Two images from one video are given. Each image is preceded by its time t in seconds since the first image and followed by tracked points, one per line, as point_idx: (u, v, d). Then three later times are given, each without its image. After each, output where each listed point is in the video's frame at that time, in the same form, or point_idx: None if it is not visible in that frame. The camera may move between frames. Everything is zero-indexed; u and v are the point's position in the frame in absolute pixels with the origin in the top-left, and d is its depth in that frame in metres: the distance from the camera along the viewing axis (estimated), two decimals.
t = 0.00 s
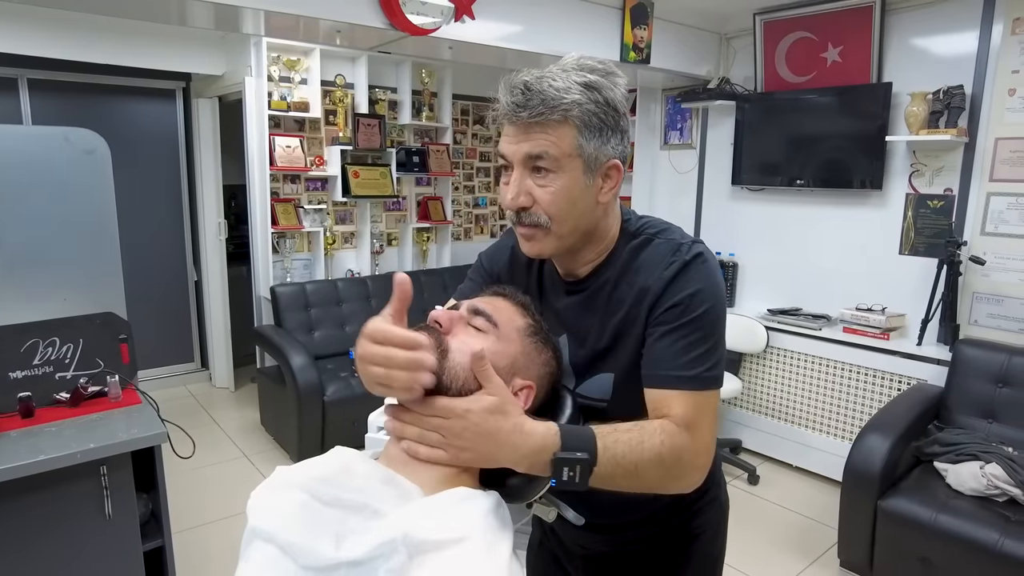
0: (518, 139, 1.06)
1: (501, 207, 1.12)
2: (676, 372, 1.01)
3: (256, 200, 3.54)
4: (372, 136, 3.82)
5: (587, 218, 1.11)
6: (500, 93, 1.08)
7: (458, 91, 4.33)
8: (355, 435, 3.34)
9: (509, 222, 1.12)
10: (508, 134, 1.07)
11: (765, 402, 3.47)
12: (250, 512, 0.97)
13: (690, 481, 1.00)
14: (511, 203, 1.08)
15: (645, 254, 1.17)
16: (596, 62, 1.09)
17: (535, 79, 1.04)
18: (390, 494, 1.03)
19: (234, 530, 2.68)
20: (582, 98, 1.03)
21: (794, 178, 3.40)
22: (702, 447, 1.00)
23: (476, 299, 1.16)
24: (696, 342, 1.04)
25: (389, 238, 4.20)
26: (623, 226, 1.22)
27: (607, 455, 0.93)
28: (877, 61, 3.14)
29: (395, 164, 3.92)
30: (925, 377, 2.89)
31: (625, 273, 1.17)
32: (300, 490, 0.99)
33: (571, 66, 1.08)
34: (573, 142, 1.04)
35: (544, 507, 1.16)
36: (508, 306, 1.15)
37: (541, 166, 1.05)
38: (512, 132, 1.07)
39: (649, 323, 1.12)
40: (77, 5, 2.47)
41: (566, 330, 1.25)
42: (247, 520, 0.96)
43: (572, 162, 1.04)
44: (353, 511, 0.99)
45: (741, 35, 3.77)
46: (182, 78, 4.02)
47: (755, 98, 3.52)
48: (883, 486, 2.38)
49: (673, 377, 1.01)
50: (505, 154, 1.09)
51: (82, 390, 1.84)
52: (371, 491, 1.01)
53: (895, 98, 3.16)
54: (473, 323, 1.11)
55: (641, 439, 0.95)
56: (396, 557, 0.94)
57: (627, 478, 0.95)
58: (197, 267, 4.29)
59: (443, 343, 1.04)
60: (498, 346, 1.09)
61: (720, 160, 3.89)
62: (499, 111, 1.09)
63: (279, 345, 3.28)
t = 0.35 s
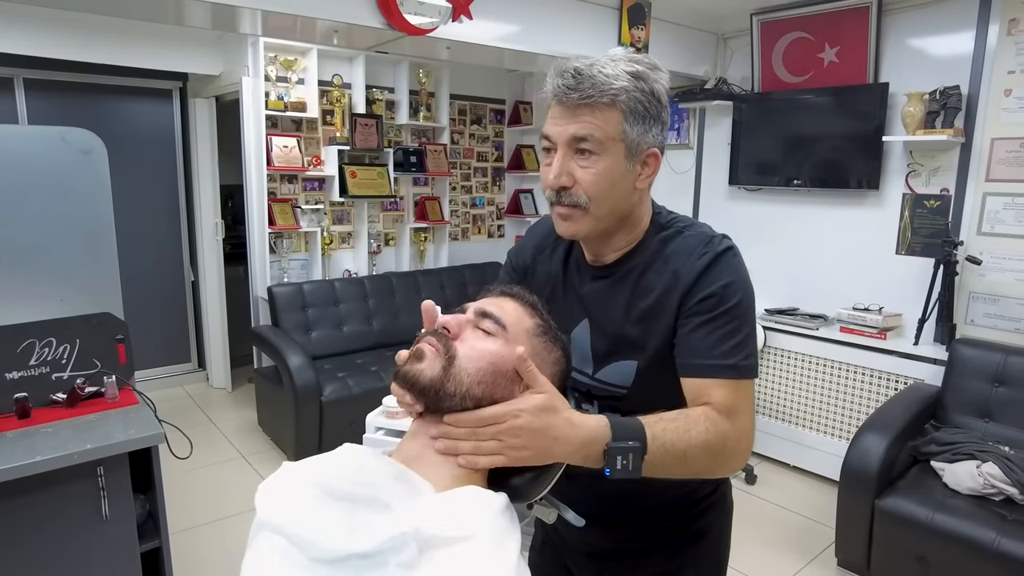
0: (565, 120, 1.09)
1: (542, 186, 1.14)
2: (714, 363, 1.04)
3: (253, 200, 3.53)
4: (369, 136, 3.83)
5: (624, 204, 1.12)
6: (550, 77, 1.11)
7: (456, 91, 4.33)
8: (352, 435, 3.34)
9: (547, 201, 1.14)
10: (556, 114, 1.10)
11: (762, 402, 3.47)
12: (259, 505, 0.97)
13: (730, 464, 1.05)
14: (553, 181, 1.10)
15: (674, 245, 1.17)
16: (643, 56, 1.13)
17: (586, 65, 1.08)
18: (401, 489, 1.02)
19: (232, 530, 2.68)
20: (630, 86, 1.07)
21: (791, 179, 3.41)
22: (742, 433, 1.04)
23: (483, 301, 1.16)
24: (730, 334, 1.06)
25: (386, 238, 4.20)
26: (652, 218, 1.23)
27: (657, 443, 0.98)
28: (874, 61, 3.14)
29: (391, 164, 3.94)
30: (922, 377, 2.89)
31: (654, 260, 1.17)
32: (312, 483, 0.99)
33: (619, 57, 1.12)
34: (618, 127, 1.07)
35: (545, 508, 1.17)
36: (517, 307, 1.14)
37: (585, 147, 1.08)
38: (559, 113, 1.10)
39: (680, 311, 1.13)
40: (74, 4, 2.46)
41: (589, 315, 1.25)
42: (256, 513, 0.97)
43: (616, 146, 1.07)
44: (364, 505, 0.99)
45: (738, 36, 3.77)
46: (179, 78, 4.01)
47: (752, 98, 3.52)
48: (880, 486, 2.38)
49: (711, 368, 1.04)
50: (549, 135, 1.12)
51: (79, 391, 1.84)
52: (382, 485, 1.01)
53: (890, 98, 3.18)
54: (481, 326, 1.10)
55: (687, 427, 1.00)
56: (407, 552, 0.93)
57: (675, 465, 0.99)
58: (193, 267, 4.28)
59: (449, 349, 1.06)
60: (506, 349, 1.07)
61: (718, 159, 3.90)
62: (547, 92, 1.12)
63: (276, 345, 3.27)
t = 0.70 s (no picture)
0: (546, 116, 1.09)
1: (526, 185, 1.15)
2: (732, 360, 1.03)
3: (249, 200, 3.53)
4: (366, 136, 3.82)
5: (611, 200, 1.12)
6: (531, 72, 1.11)
7: (453, 91, 4.32)
8: (349, 436, 3.33)
9: (532, 200, 1.15)
10: (537, 111, 1.10)
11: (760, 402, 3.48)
12: (243, 512, 0.97)
13: (760, 455, 1.02)
14: (536, 180, 1.11)
15: (668, 239, 1.16)
16: (626, 46, 1.12)
17: (566, 58, 1.07)
18: (386, 492, 1.02)
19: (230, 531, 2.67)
20: (611, 78, 1.06)
21: (788, 179, 3.42)
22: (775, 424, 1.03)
23: (471, 302, 1.16)
24: (738, 330, 1.04)
25: (383, 238, 4.19)
26: (644, 212, 1.21)
27: (705, 403, 0.93)
28: (870, 61, 3.15)
29: (388, 164, 3.94)
30: (919, 377, 2.90)
31: (649, 256, 1.16)
32: (296, 488, 0.99)
33: (602, 48, 1.11)
34: (600, 122, 1.07)
35: (539, 506, 1.23)
36: (506, 307, 1.15)
37: (567, 145, 1.08)
38: (540, 109, 1.10)
39: (678, 308, 1.11)
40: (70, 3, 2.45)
41: (580, 313, 1.23)
42: (241, 519, 0.97)
43: (598, 141, 1.07)
44: (348, 510, 0.98)
45: (735, 36, 3.78)
46: (176, 78, 4.00)
47: (749, 98, 3.53)
48: (878, 485, 2.39)
49: (729, 365, 1.02)
50: (531, 133, 1.12)
51: (75, 391, 1.83)
52: (366, 488, 1.00)
53: (887, 97, 3.18)
54: (471, 327, 1.10)
55: (731, 398, 0.97)
56: (391, 559, 0.93)
57: (716, 433, 0.95)
58: (190, 267, 4.27)
59: (439, 352, 1.07)
60: (496, 351, 1.09)
61: (715, 159, 3.90)
62: (529, 88, 1.12)
63: (273, 345, 3.26)
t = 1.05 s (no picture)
0: (494, 159, 1.05)
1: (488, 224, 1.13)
2: (676, 381, 1.01)
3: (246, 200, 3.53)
4: (364, 136, 3.81)
5: (575, 227, 1.10)
6: (470, 111, 1.06)
7: (450, 91, 4.33)
8: (347, 436, 3.33)
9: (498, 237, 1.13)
10: (484, 154, 1.06)
11: (758, 402, 3.48)
12: (236, 518, 0.96)
13: (686, 486, 0.99)
14: (498, 223, 1.09)
15: (638, 255, 1.15)
16: (561, 58, 1.06)
17: (500, 94, 1.02)
18: (377, 498, 1.01)
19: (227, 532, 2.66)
20: (553, 106, 1.01)
21: (785, 179, 3.42)
22: (708, 457, 1.00)
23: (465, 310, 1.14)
24: (696, 350, 1.04)
25: (381, 238, 4.18)
26: (616, 226, 1.20)
27: (609, 426, 0.93)
28: (868, 62, 3.16)
29: (386, 164, 3.92)
30: (916, 377, 2.90)
31: (619, 274, 1.16)
32: (287, 494, 0.97)
33: (538, 68, 1.05)
34: (550, 157, 1.02)
35: (538, 508, 1.19)
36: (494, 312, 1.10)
37: (519, 186, 1.05)
38: (486, 152, 1.05)
39: (643, 326, 1.12)
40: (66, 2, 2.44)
41: (556, 332, 1.23)
42: (233, 526, 0.96)
43: (553, 176, 1.03)
44: (340, 516, 0.97)
45: (732, 35, 3.78)
46: (173, 77, 4.00)
47: (747, 98, 3.53)
48: (875, 485, 2.39)
49: (671, 387, 1.01)
50: (483, 174, 1.08)
51: (71, 392, 1.84)
52: (356, 495, 1.00)
53: (884, 97, 3.18)
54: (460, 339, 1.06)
55: (647, 424, 0.96)
56: (384, 565, 0.94)
57: (622, 457, 0.94)
58: (188, 267, 4.26)
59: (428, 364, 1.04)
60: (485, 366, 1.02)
61: (713, 158, 3.90)
62: (471, 129, 1.07)
63: (271, 346, 3.26)
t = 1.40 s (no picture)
0: (492, 160, 1.04)
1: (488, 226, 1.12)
2: (679, 387, 1.00)
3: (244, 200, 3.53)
4: (362, 136, 3.79)
5: (576, 227, 1.10)
6: (467, 111, 1.05)
7: (448, 91, 4.32)
8: (346, 436, 3.32)
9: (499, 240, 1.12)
10: (482, 156, 1.05)
11: (757, 402, 3.47)
12: (237, 518, 0.96)
13: (688, 496, 0.99)
14: (498, 224, 1.08)
15: (638, 257, 1.14)
16: (557, 58, 1.05)
17: (497, 94, 1.01)
18: (378, 501, 1.01)
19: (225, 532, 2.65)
20: (551, 106, 1.00)
21: (784, 178, 3.41)
22: (708, 463, 0.99)
23: (465, 311, 1.17)
24: (698, 354, 1.03)
25: (379, 238, 4.17)
26: (616, 226, 1.20)
27: (602, 459, 0.92)
28: (866, 62, 3.16)
29: (385, 164, 3.91)
30: (915, 377, 2.90)
31: (619, 275, 1.15)
32: (288, 495, 0.97)
33: (534, 68, 1.04)
34: (549, 157, 1.01)
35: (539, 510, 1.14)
36: (500, 315, 1.16)
37: (519, 187, 1.04)
38: (484, 153, 1.05)
39: (645, 328, 1.11)
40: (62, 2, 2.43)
41: (555, 334, 1.23)
42: (234, 525, 0.95)
43: (552, 176, 1.02)
44: (342, 518, 0.97)
45: (731, 35, 3.78)
46: (170, 77, 3.98)
47: (745, 98, 3.53)
48: (875, 485, 2.39)
49: (673, 393, 1.00)
50: (481, 176, 1.07)
51: (68, 393, 1.82)
52: (358, 497, 0.99)
53: (883, 97, 3.18)
54: (465, 338, 1.11)
55: (639, 448, 0.95)
56: (386, 567, 0.93)
57: (620, 486, 0.94)
58: (186, 267, 4.25)
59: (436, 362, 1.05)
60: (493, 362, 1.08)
61: (712, 158, 3.89)
62: (469, 130, 1.06)
63: (269, 346, 3.25)
